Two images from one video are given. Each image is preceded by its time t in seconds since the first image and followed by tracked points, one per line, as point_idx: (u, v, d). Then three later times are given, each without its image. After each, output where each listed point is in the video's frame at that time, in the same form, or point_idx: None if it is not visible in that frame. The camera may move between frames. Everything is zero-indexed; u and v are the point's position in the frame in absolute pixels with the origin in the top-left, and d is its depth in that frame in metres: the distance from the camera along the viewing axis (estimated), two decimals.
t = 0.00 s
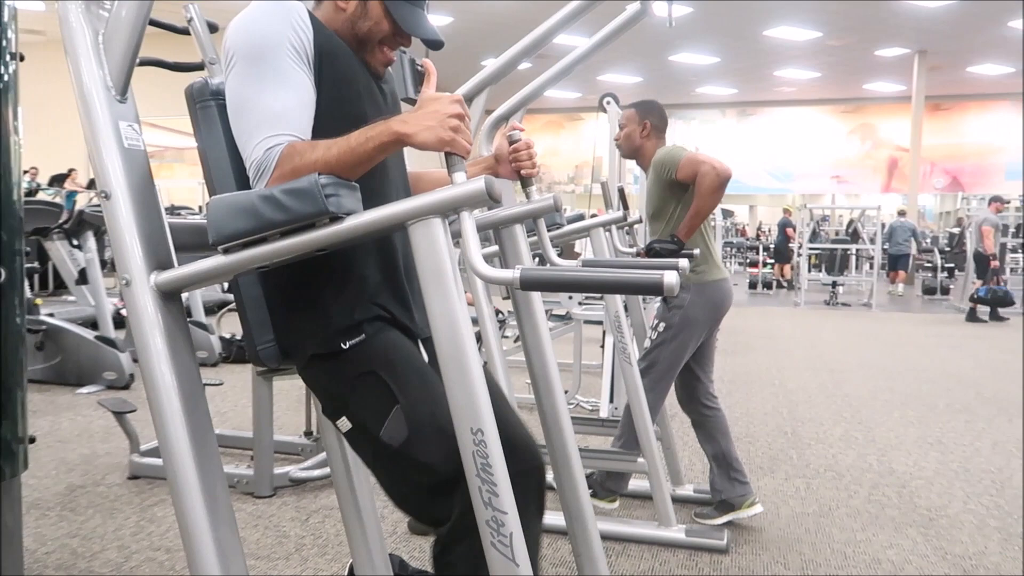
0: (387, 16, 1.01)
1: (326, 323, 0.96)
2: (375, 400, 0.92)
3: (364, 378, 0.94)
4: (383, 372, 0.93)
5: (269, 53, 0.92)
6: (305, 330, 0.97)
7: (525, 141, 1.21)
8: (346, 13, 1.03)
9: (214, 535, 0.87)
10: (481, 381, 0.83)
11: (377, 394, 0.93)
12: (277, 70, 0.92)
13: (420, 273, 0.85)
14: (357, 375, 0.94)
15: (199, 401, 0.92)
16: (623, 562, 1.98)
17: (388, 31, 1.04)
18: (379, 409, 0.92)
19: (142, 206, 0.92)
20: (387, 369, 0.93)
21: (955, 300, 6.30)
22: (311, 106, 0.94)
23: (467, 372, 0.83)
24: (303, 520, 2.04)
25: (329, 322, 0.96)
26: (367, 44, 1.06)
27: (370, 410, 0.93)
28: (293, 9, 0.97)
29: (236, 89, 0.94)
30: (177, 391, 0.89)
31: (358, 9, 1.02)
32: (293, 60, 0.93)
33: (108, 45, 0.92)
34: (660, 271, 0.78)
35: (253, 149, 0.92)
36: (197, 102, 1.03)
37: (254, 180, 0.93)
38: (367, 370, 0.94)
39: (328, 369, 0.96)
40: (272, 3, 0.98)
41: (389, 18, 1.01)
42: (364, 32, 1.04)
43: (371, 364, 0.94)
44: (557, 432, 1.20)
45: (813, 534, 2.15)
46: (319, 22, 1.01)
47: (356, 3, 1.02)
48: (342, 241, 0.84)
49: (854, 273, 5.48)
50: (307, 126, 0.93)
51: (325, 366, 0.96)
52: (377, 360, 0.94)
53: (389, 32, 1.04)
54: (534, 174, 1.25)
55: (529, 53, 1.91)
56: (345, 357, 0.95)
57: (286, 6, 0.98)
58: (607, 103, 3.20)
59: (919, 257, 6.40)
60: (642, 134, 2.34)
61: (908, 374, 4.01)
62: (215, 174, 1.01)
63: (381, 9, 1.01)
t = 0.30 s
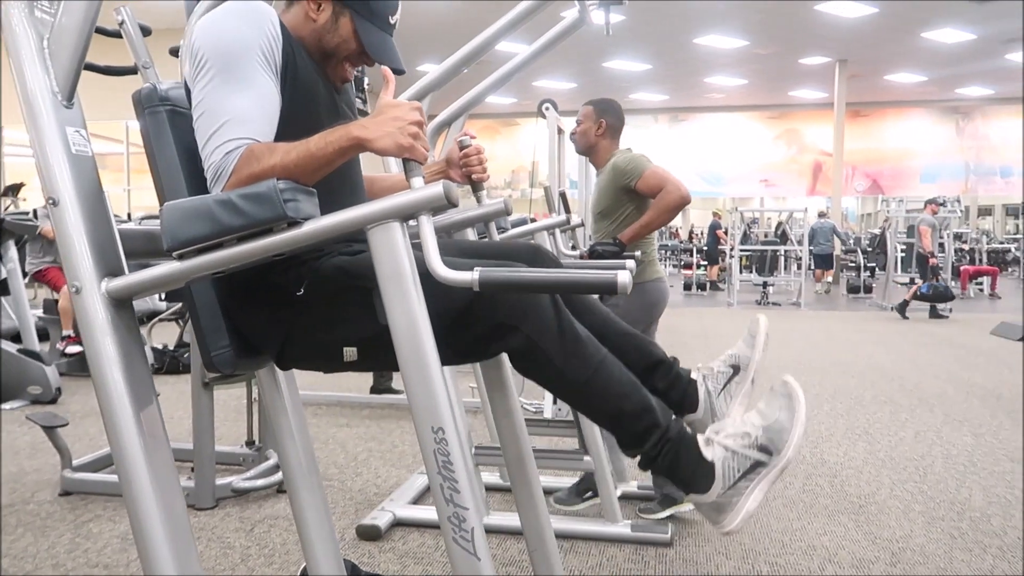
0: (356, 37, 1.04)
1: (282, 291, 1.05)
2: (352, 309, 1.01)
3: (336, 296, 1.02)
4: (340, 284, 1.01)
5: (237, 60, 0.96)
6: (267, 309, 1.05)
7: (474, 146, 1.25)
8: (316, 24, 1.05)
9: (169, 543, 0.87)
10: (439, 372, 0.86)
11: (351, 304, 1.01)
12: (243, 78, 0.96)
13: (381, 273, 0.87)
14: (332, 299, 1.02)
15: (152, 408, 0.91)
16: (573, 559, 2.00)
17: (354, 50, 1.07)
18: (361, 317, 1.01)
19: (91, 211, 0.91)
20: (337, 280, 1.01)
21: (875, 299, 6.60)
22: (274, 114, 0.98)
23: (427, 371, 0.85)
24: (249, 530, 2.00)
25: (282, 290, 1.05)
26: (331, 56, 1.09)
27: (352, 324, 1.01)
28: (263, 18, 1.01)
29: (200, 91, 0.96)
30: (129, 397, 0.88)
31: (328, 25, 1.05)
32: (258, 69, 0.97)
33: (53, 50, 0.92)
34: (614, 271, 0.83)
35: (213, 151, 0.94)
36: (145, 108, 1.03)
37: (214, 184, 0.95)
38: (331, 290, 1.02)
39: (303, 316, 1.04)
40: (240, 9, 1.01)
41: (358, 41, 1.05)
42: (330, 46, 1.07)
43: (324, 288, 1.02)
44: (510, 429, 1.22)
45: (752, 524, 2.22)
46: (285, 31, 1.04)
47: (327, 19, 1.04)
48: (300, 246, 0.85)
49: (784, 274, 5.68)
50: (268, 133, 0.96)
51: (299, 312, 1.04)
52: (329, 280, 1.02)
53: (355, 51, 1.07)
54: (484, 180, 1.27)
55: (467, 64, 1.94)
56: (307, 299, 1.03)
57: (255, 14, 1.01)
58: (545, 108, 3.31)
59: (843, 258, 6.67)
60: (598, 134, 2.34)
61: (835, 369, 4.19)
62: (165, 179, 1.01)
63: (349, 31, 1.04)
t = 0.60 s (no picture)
0: (335, 48, 1.07)
1: (270, 310, 1.03)
2: (335, 354, 0.98)
3: (319, 337, 0.99)
4: (331, 327, 0.99)
5: (215, 69, 0.96)
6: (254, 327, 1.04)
7: (450, 151, 1.26)
8: (293, 34, 1.08)
9: (150, 547, 0.87)
10: (420, 373, 0.87)
11: (335, 349, 0.98)
12: (220, 86, 0.96)
13: (361, 280, 0.88)
14: (314, 339, 1.00)
15: (132, 415, 0.91)
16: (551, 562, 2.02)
17: (333, 62, 1.09)
18: (339, 365, 0.98)
19: (69, 218, 0.91)
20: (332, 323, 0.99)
21: (841, 303, 6.72)
22: (251, 122, 0.99)
23: (408, 374, 0.87)
24: (224, 540, 1.99)
25: (272, 309, 1.03)
26: (309, 69, 1.11)
27: (329, 368, 0.99)
28: (239, 27, 1.02)
29: (177, 100, 0.97)
30: (109, 404, 0.88)
31: (307, 37, 1.07)
32: (236, 77, 0.98)
33: (30, 57, 0.93)
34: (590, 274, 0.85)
35: (190, 161, 0.95)
36: (121, 115, 1.04)
37: (191, 192, 0.96)
38: (319, 331, 1.00)
39: (285, 344, 1.02)
40: (217, 18, 1.02)
41: (337, 53, 1.07)
42: (309, 59, 1.09)
43: (315, 325, 1.00)
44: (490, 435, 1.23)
45: (726, 525, 2.26)
46: (262, 42, 1.06)
47: (305, 30, 1.07)
48: (279, 252, 0.86)
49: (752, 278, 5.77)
50: (246, 141, 0.97)
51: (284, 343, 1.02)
52: (323, 319, 1.00)
53: (332, 62, 1.09)
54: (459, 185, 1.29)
55: (438, 72, 1.96)
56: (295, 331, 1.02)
57: (231, 22, 1.02)
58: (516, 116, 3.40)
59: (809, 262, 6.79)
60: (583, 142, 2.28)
61: (804, 372, 4.27)
62: (142, 184, 1.02)
63: (328, 42, 1.07)
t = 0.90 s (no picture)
0: (355, 56, 1.10)
1: (294, 352, 1.02)
2: (296, 452, 1.00)
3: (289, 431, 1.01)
4: (315, 434, 1.01)
5: (237, 86, 0.99)
6: (269, 352, 1.03)
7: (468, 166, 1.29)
8: (314, 53, 1.11)
9: (177, 553, 0.88)
10: (440, 385, 0.90)
11: (297, 452, 1.00)
12: (240, 104, 0.98)
13: (382, 293, 0.90)
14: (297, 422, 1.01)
15: (160, 425, 0.93)
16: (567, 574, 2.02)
17: (356, 71, 1.12)
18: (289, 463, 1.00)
19: (98, 231, 0.94)
20: (321, 436, 1.01)
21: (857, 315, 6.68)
22: (272, 136, 1.00)
23: (429, 385, 0.90)
24: (243, 551, 2.00)
25: (296, 353, 1.01)
26: (334, 85, 1.14)
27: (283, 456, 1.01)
28: (256, 42, 1.03)
29: (201, 123, 0.99)
30: (137, 413, 0.90)
31: (327, 52, 1.10)
32: (255, 92, 1.00)
33: (63, 76, 0.96)
34: (608, 284, 0.87)
35: (218, 179, 0.97)
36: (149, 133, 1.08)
37: (218, 208, 0.98)
38: (302, 427, 1.01)
39: (269, 399, 1.02)
40: (234, 35, 1.03)
41: (358, 62, 1.10)
42: (333, 75, 1.12)
43: (307, 422, 1.01)
44: (509, 449, 1.25)
45: (742, 538, 2.25)
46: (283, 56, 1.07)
47: (324, 46, 1.10)
48: (303, 264, 0.87)
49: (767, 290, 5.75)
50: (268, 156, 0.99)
51: (269, 398, 1.02)
52: (315, 421, 1.01)
53: (355, 73, 1.12)
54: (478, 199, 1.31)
55: (455, 88, 1.99)
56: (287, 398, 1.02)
57: (248, 39, 1.03)
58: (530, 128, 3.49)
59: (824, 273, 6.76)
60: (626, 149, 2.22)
61: (820, 385, 4.24)
62: (169, 201, 1.07)
63: (348, 51, 1.10)
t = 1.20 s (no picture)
0: (350, 46, 1.12)
1: (306, 371, 1.04)
2: (265, 474, 1.03)
3: (270, 451, 1.03)
4: (293, 463, 1.03)
5: (245, 111, 1.01)
6: (277, 370, 1.05)
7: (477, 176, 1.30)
8: (313, 61, 1.13)
9: (193, 567, 0.89)
10: (452, 403, 0.91)
11: (270, 473, 1.03)
12: (247, 125, 1.01)
13: (395, 309, 0.91)
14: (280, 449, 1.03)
15: (175, 439, 0.94)
16: None
17: (357, 62, 1.14)
18: (261, 477, 1.03)
19: (117, 248, 0.95)
20: (297, 468, 1.03)
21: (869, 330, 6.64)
22: (281, 154, 1.02)
23: (441, 404, 0.90)
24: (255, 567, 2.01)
25: (309, 373, 1.04)
26: (345, 86, 1.16)
27: (259, 468, 1.04)
28: (265, 64, 1.05)
29: (212, 146, 1.02)
30: (154, 427, 0.92)
31: (324, 56, 1.13)
32: (262, 114, 1.02)
33: (83, 97, 0.98)
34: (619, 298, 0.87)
35: (228, 199, 0.99)
36: (167, 152, 1.11)
37: (230, 226, 1.00)
38: (282, 453, 1.03)
39: (268, 415, 1.04)
40: (244, 60, 1.06)
41: (355, 50, 1.12)
42: (338, 75, 1.14)
43: (291, 451, 1.03)
44: (520, 464, 1.24)
45: (756, 554, 2.23)
46: (290, 73, 1.09)
47: (319, 52, 1.12)
48: (316, 280, 0.89)
49: (778, 305, 5.73)
50: (277, 173, 1.01)
51: (270, 413, 1.04)
52: (302, 452, 1.03)
53: (357, 61, 1.14)
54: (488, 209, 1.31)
55: (466, 104, 2.00)
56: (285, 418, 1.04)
57: (257, 62, 1.06)
58: (541, 145, 3.51)
59: (836, 288, 6.73)
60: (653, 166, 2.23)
61: (832, 400, 4.22)
62: (186, 220, 1.09)
63: (342, 43, 1.12)
